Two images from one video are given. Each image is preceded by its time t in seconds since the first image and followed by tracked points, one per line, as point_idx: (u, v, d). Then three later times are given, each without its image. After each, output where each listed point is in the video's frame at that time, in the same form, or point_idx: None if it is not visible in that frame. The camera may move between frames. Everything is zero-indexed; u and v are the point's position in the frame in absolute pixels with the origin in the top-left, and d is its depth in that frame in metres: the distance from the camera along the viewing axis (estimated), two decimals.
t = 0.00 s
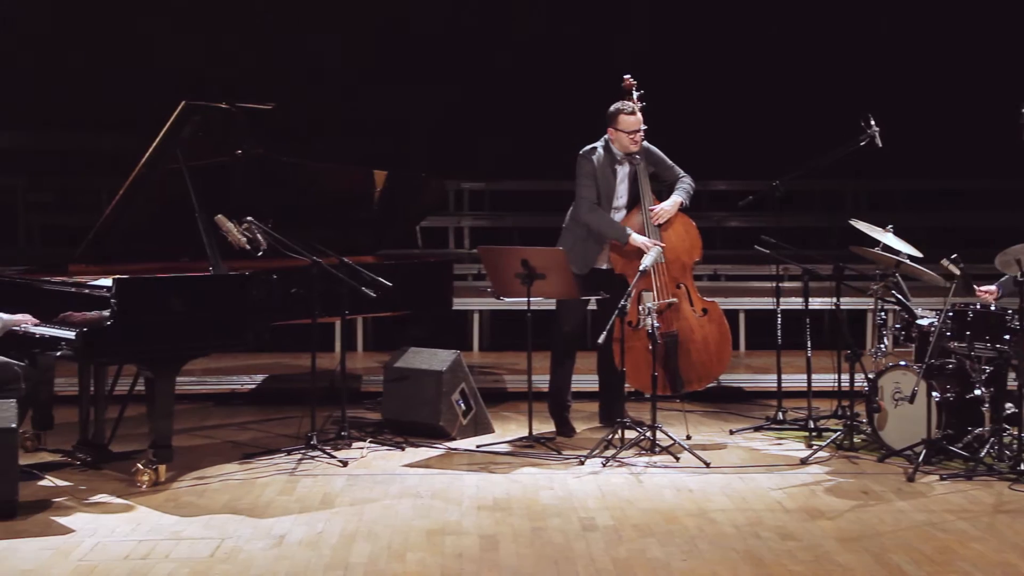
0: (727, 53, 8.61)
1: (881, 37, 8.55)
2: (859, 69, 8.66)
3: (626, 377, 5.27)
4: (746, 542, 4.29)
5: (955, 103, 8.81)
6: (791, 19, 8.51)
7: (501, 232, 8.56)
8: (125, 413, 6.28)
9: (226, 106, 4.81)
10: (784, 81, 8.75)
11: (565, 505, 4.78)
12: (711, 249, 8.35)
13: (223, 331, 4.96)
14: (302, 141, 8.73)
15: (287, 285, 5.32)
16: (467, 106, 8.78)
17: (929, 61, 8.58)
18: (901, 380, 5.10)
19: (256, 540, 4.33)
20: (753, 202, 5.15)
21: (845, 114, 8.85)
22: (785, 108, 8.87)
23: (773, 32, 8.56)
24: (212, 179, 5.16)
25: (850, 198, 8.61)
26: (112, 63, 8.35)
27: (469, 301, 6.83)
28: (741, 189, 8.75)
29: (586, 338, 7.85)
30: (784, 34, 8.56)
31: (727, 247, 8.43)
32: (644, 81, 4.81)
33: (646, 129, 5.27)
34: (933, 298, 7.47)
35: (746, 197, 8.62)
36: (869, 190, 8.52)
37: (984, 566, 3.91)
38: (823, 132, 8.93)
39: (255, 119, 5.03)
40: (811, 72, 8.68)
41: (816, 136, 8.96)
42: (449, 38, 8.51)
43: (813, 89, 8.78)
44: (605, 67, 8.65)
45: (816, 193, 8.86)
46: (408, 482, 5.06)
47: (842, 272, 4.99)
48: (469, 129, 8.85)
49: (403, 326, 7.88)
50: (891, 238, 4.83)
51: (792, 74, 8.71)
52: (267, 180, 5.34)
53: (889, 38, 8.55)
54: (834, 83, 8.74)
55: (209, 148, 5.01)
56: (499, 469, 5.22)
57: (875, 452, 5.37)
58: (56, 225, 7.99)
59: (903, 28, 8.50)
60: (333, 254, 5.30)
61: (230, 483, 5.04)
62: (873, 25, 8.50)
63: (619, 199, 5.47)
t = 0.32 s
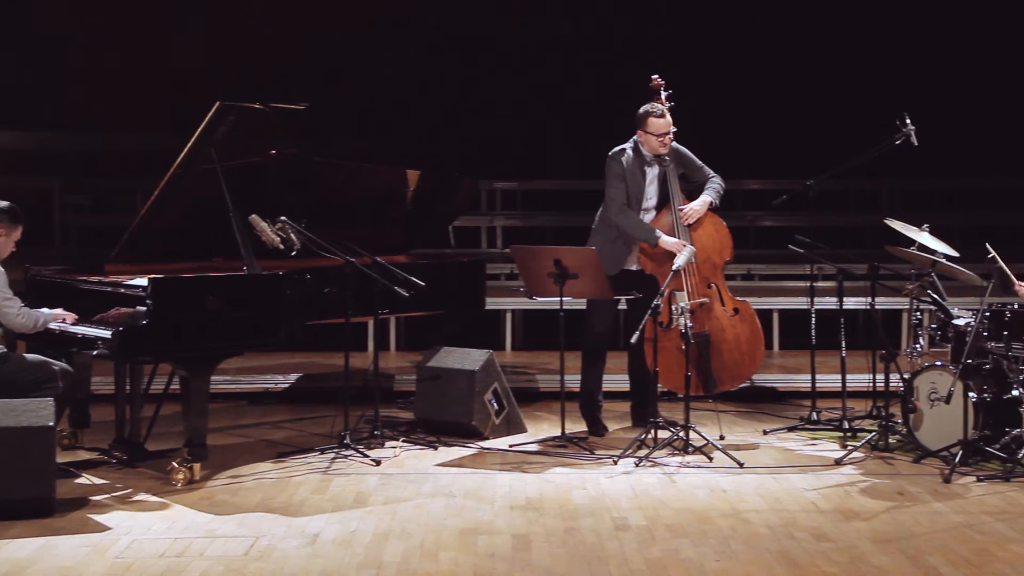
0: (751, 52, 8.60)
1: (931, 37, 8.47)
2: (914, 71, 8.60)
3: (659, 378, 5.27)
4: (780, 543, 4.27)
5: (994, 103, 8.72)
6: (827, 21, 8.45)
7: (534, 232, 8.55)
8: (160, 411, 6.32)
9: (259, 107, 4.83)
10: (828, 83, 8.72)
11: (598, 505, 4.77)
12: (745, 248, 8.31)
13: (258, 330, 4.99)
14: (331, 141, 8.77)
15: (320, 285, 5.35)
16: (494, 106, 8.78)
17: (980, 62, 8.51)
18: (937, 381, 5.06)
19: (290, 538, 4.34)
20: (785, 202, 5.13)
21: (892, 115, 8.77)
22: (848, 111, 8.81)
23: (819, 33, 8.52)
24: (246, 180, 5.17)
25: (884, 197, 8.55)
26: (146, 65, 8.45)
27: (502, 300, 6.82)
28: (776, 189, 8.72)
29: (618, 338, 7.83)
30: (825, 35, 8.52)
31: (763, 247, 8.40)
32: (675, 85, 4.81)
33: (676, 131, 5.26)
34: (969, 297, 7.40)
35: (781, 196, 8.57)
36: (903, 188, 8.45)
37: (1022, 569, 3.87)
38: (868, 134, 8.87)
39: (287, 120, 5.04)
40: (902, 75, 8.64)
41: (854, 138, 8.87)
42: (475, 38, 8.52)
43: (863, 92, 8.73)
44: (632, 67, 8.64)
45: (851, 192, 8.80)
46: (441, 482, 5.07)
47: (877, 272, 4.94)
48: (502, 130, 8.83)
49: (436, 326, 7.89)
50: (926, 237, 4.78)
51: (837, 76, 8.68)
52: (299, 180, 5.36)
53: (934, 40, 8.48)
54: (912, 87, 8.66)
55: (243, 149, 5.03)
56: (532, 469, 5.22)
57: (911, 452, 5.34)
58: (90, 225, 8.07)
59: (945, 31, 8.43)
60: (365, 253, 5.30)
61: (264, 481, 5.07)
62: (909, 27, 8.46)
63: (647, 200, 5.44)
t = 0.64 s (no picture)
0: (778, 51, 8.58)
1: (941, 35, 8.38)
2: (914, 68, 8.57)
3: (693, 378, 5.25)
4: (815, 543, 4.25)
5: None
6: (837, 19, 8.40)
7: (568, 231, 8.54)
8: (196, 409, 6.39)
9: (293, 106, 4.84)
10: (840, 82, 8.71)
11: (632, 504, 4.77)
12: (779, 247, 8.27)
13: (293, 329, 5.01)
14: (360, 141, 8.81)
15: (354, 284, 5.36)
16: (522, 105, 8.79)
17: (999, 62, 8.39)
18: (974, 381, 5.00)
19: (324, 537, 4.36)
20: (821, 199, 5.07)
21: (904, 112, 8.76)
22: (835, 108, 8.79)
23: (827, 31, 8.48)
24: (281, 179, 5.19)
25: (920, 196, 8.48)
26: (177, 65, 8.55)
27: (535, 300, 6.83)
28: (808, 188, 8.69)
29: (651, 337, 7.82)
30: (837, 33, 8.48)
31: (800, 245, 8.37)
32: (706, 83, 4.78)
33: (707, 131, 5.22)
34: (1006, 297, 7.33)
35: (816, 195, 8.54)
36: (938, 187, 8.37)
37: None
38: (879, 131, 8.86)
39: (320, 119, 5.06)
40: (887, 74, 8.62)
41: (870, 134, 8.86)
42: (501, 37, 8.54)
43: (866, 90, 8.71)
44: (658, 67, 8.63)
45: (886, 191, 8.74)
46: (475, 480, 5.08)
47: (913, 271, 4.89)
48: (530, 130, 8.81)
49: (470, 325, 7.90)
50: (963, 236, 4.72)
51: (852, 74, 8.65)
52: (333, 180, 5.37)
53: (939, 40, 8.40)
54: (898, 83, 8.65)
55: (278, 149, 5.04)
56: (566, 468, 5.23)
57: (948, 453, 5.30)
58: (125, 224, 8.14)
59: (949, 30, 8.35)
60: (399, 253, 5.31)
61: (299, 480, 5.09)
62: (913, 30, 8.40)
63: (680, 200, 5.41)
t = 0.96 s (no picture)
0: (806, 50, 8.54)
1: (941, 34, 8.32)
2: (920, 71, 8.47)
3: (726, 378, 5.24)
4: (850, 544, 4.22)
5: None
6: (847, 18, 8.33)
7: (600, 230, 8.52)
8: (231, 408, 6.43)
9: (326, 106, 4.84)
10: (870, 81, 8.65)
11: (665, 504, 4.76)
12: (815, 247, 8.23)
13: (326, 328, 5.02)
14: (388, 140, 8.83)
15: (387, 284, 5.37)
16: (549, 105, 8.79)
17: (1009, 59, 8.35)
18: (1012, 381, 4.93)
19: (357, 535, 4.37)
20: (855, 199, 5.05)
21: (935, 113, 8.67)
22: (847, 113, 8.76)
23: (833, 32, 8.41)
24: (315, 179, 5.21)
25: (958, 194, 8.40)
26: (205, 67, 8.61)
27: (569, 300, 6.82)
28: (843, 187, 8.64)
29: (685, 337, 7.79)
30: (850, 33, 8.41)
31: (834, 245, 8.34)
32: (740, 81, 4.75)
33: (740, 130, 5.19)
34: None
35: (852, 193, 8.50)
36: (973, 186, 8.29)
37: None
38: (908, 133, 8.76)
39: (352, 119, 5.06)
40: (886, 78, 8.57)
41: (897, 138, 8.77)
42: (527, 37, 8.55)
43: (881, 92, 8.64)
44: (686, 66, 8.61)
45: (922, 190, 8.68)
46: (508, 480, 5.08)
47: (950, 271, 4.84)
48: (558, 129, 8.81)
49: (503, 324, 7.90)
50: (1000, 235, 4.67)
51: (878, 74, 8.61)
52: (366, 179, 5.38)
53: (939, 40, 8.33)
54: (901, 88, 8.60)
55: (311, 149, 5.05)
56: (599, 468, 5.22)
57: (985, 454, 5.27)
58: (159, 224, 8.19)
59: (949, 28, 8.28)
60: (431, 253, 5.31)
61: (333, 479, 5.10)
62: (913, 30, 8.35)
63: (713, 199, 5.37)
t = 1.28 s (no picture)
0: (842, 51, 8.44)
1: (947, 31, 8.27)
2: (926, 70, 8.43)
3: (763, 377, 5.22)
4: (890, 546, 4.19)
5: None
6: (861, 18, 8.32)
7: (636, 230, 8.50)
8: (268, 406, 6.48)
9: (363, 106, 4.84)
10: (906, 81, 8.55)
11: (702, 504, 4.74)
12: (853, 245, 8.20)
13: (363, 327, 5.04)
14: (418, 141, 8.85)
15: (424, 283, 5.39)
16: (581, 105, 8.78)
17: (1015, 57, 8.25)
18: None
19: (395, 534, 4.38)
20: (895, 197, 4.98)
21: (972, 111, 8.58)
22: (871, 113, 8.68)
23: (841, 32, 8.39)
24: (352, 179, 5.22)
25: (998, 193, 8.32)
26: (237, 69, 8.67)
27: (604, 299, 6.80)
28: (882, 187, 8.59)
29: (721, 337, 7.77)
30: (873, 32, 8.37)
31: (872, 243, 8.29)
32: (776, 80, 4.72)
33: (777, 129, 5.15)
34: None
35: (890, 191, 8.46)
36: (1012, 185, 8.20)
37: None
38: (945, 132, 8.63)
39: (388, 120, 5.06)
40: (888, 77, 8.53)
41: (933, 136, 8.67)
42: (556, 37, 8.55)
43: (905, 92, 8.57)
44: (717, 67, 8.58)
45: (962, 189, 8.61)
46: (544, 479, 5.08)
47: (991, 270, 4.78)
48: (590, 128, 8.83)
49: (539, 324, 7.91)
50: None
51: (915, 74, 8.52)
52: (402, 179, 5.38)
53: (939, 39, 8.30)
54: (910, 88, 8.55)
55: (347, 149, 5.06)
56: (635, 467, 5.21)
57: None
58: (198, 224, 8.26)
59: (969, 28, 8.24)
60: (468, 252, 5.31)
61: (369, 477, 5.12)
62: (912, 30, 8.32)
63: (751, 199, 5.35)
